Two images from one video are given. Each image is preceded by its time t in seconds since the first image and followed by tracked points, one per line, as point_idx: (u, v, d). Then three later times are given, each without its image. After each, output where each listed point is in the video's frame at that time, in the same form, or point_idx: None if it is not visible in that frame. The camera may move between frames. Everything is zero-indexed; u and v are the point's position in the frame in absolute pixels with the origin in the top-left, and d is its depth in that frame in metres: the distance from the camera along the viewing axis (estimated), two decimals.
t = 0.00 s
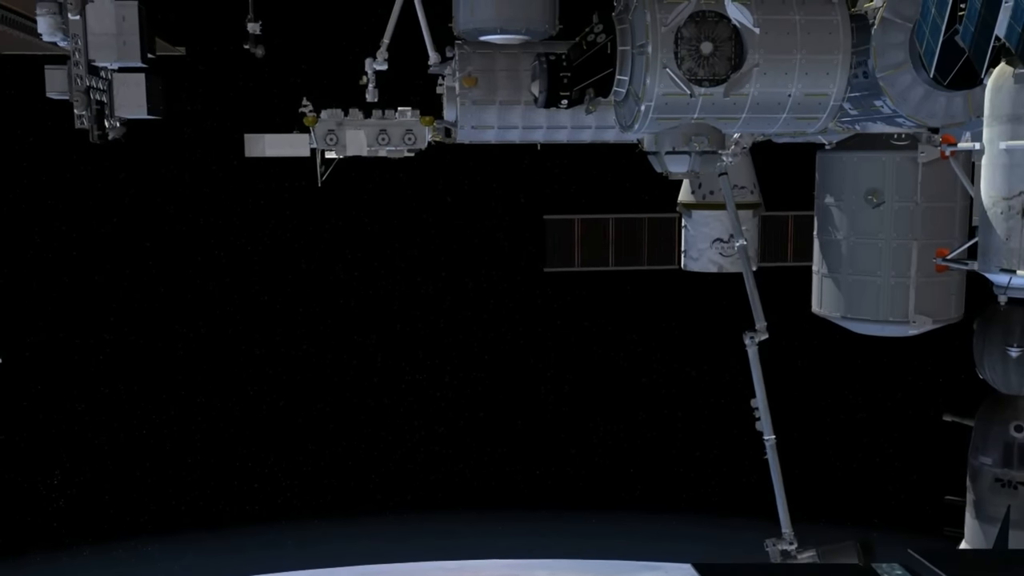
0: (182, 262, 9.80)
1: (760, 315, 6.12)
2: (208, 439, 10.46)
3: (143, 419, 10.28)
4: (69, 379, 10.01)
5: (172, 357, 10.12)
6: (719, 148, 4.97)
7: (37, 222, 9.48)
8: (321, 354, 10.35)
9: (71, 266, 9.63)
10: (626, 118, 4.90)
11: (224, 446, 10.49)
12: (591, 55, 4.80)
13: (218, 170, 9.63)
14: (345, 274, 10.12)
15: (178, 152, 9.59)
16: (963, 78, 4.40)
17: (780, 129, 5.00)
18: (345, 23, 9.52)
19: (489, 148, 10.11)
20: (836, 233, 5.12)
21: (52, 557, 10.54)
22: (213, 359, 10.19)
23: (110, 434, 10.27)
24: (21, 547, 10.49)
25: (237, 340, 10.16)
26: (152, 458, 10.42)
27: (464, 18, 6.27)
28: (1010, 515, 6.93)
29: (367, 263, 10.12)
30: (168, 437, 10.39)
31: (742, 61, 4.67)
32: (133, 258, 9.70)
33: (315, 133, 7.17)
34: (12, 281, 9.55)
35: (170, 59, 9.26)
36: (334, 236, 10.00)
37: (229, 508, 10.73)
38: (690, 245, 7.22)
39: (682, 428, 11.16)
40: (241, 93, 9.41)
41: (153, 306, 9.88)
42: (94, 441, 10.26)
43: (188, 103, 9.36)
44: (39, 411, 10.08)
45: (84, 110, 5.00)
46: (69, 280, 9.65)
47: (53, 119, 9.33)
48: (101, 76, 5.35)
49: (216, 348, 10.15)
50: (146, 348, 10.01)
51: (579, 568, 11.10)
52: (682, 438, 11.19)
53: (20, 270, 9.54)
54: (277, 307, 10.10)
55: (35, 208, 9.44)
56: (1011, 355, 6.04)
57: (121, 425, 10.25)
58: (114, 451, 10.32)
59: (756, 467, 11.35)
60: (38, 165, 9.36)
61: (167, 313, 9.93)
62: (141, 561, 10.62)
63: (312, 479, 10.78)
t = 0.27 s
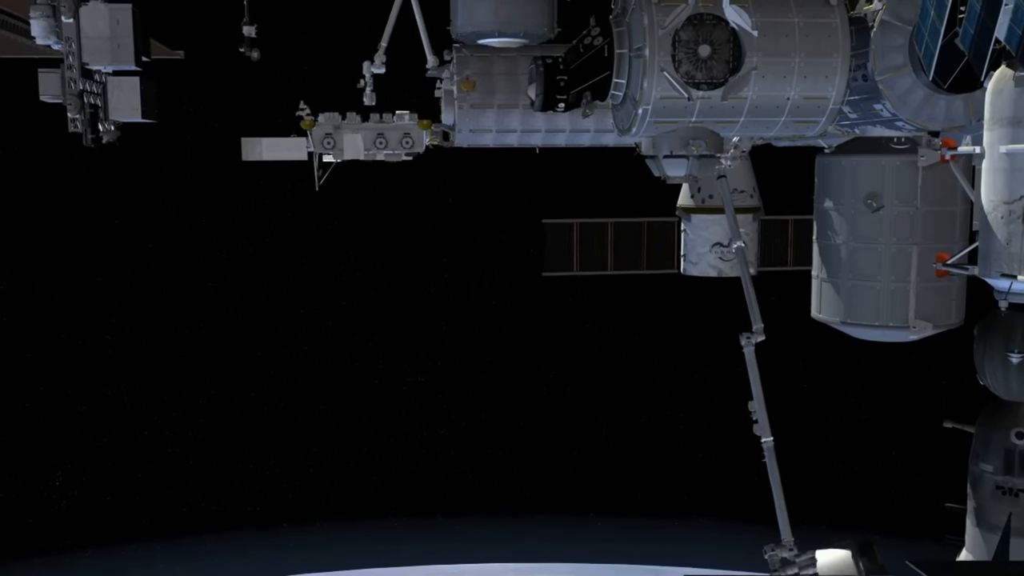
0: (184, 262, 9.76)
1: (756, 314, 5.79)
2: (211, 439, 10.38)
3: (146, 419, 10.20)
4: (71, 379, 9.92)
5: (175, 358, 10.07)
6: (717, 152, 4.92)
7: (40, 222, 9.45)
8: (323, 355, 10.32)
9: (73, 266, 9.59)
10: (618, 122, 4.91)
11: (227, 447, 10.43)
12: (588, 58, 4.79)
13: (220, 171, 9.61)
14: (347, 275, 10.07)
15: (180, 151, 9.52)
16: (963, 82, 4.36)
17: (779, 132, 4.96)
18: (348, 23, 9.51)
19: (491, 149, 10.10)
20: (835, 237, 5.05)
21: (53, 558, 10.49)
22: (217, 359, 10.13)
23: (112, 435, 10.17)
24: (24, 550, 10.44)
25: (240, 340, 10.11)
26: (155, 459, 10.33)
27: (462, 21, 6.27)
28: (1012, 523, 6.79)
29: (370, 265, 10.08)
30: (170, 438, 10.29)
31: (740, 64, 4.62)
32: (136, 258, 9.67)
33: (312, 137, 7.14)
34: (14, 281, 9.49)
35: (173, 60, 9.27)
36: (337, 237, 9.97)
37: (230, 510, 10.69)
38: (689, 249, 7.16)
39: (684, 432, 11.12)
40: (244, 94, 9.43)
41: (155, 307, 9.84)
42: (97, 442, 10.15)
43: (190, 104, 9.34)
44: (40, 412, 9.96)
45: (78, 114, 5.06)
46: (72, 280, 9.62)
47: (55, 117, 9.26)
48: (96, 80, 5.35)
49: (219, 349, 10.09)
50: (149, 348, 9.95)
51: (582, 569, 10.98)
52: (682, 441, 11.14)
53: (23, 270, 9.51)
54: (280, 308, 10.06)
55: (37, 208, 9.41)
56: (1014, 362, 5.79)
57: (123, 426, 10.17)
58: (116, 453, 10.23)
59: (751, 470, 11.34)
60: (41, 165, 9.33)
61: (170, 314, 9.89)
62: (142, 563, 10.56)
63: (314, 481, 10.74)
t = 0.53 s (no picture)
0: (187, 265, 9.82)
1: (753, 316, 5.61)
2: (213, 441, 10.40)
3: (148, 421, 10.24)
4: (73, 381, 9.96)
5: (177, 360, 10.12)
6: (714, 157, 4.87)
7: (43, 225, 9.53)
8: (325, 358, 10.32)
9: (77, 269, 9.66)
10: (620, 126, 4.82)
11: (229, 448, 10.45)
12: (584, 62, 4.74)
13: (223, 174, 9.62)
14: (349, 277, 10.08)
15: (183, 154, 9.53)
16: (963, 85, 4.40)
17: (777, 137, 4.91)
18: (351, 25, 9.48)
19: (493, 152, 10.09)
20: (834, 243, 5.00)
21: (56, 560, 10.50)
22: (219, 361, 10.17)
23: (114, 437, 10.20)
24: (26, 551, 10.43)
25: (241, 343, 10.14)
26: (157, 461, 10.35)
27: (459, 25, 6.21)
28: (1014, 533, 6.67)
29: (372, 266, 10.08)
30: (172, 441, 10.33)
31: (737, 68, 4.57)
32: (138, 260, 9.74)
33: (308, 141, 7.09)
34: (17, 282, 9.57)
35: (175, 63, 9.29)
36: (340, 238, 9.99)
37: (233, 513, 10.66)
38: (688, 254, 7.12)
39: (684, 434, 11.02)
40: (247, 96, 9.43)
41: (158, 309, 9.90)
42: (99, 444, 10.19)
43: (193, 106, 9.35)
44: (42, 414, 10.00)
45: (70, 119, 5.03)
46: (75, 283, 9.70)
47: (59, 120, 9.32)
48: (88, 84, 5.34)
49: (220, 351, 10.14)
50: (151, 350, 10.02)
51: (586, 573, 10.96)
52: (683, 445, 11.04)
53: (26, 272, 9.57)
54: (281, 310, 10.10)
55: (41, 211, 9.50)
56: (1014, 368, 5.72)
57: (125, 428, 10.21)
58: (117, 455, 10.26)
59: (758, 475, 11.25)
60: (45, 168, 9.42)
61: (171, 316, 9.94)
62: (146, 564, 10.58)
63: (317, 484, 10.70)
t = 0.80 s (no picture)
0: (189, 268, 9.79)
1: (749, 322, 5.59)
2: (216, 444, 10.35)
3: (149, 424, 10.21)
4: (75, 384, 9.99)
5: (180, 364, 10.07)
6: (712, 163, 4.81)
7: (46, 229, 9.58)
8: (327, 361, 10.27)
9: (80, 272, 9.69)
10: (614, 130, 4.76)
11: (230, 451, 10.40)
12: (579, 66, 4.71)
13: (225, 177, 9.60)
14: (351, 280, 10.03)
15: (184, 157, 9.50)
16: (964, 91, 4.34)
17: (775, 143, 4.85)
18: (352, 28, 9.44)
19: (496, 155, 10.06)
20: (833, 249, 4.94)
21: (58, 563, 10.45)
22: (221, 365, 10.13)
23: (116, 440, 10.21)
24: (27, 556, 10.36)
25: (243, 345, 10.09)
26: (158, 464, 10.33)
27: (457, 29, 6.17)
28: (1015, 544, 6.63)
29: (375, 269, 10.03)
30: (174, 443, 10.29)
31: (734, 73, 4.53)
32: (140, 263, 9.73)
33: (305, 146, 7.00)
34: (20, 286, 9.64)
35: (178, 67, 9.30)
36: (342, 241, 9.93)
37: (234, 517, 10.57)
38: (688, 260, 7.04)
39: (688, 437, 11.01)
40: (249, 100, 9.40)
41: (160, 312, 9.88)
42: (101, 447, 10.21)
43: (196, 110, 9.36)
44: (45, 417, 10.05)
45: (59, 123, 4.93)
46: (77, 287, 9.72)
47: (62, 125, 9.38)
48: (79, 89, 5.26)
49: (223, 355, 10.10)
50: (153, 354, 9.99)
51: None
52: (683, 449, 11.05)
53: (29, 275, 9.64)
54: (284, 312, 10.05)
55: (44, 214, 9.55)
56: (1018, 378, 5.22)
57: (126, 432, 10.20)
58: (118, 458, 10.26)
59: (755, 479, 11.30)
60: (48, 172, 9.47)
61: (173, 319, 9.92)
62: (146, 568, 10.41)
63: (319, 488, 10.61)
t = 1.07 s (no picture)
0: (192, 273, 9.88)
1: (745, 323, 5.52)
2: (218, 447, 10.40)
3: (152, 428, 10.25)
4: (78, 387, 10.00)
5: (181, 367, 10.16)
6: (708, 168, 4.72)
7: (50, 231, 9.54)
8: (331, 364, 10.34)
9: (84, 275, 9.72)
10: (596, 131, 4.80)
11: (233, 455, 10.44)
12: (575, 71, 4.68)
13: (229, 181, 9.70)
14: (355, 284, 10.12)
15: (188, 162, 9.62)
16: (962, 96, 4.26)
17: (773, 148, 4.79)
18: (356, 33, 9.55)
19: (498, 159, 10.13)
20: (831, 256, 4.86)
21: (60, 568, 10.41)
22: (225, 368, 10.22)
23: (119, 444, 10.21)
24: (32, 560, 10.34)
25: (245, 350, 10.20)
26: (161, 467, 10.34)
27: (454, 35, 6.14)
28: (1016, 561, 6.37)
29: (378, 273, 10.12)
30: (176, 447, 10.32)
31: (731, 78, 4.47)
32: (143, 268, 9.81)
33: (299, 152, 6.96)
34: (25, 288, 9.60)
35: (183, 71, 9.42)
36: (345, 245, 10.03)
37: (237, 521, 10.60)
38: (686, 268, 6.99)
39: (692, 441, 11.07)
40: (253, 104, 9.56)
41: (163, 316, 9.98)
42: (103, 451, 10.19)
43: (200, 114, 9.50)
44: (48, 420, 9.99)
45: (48, 128, 4.94)
46: (81, 290, 9.74)
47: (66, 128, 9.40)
48: (69, 94, 5.22)
49: (225, 359, 10.18)
50: (156, 357, 10.08)
51: None
52: (688, 453, 11.08)
53: (33, 278, 9.61)
54: (285, 317, 10.16)
55: (47, 217, 9.53)
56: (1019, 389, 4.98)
57: (129, 435, 10.22)
58: (122, 462, 10.25)
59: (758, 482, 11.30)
60: (52, 176, 9.46)
61: (177, 324, 10.02)
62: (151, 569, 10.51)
63: (322, 491, 10.65)
